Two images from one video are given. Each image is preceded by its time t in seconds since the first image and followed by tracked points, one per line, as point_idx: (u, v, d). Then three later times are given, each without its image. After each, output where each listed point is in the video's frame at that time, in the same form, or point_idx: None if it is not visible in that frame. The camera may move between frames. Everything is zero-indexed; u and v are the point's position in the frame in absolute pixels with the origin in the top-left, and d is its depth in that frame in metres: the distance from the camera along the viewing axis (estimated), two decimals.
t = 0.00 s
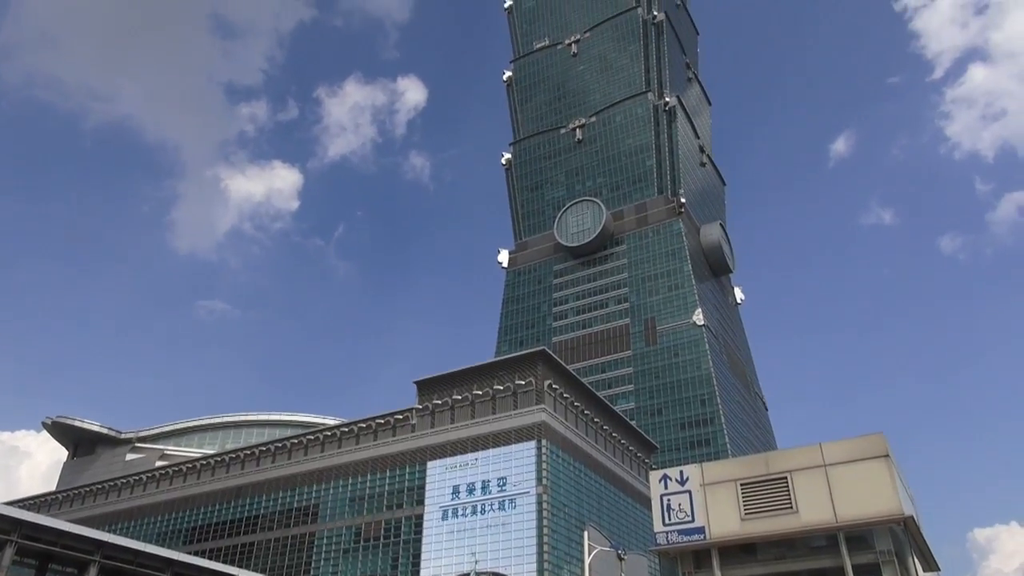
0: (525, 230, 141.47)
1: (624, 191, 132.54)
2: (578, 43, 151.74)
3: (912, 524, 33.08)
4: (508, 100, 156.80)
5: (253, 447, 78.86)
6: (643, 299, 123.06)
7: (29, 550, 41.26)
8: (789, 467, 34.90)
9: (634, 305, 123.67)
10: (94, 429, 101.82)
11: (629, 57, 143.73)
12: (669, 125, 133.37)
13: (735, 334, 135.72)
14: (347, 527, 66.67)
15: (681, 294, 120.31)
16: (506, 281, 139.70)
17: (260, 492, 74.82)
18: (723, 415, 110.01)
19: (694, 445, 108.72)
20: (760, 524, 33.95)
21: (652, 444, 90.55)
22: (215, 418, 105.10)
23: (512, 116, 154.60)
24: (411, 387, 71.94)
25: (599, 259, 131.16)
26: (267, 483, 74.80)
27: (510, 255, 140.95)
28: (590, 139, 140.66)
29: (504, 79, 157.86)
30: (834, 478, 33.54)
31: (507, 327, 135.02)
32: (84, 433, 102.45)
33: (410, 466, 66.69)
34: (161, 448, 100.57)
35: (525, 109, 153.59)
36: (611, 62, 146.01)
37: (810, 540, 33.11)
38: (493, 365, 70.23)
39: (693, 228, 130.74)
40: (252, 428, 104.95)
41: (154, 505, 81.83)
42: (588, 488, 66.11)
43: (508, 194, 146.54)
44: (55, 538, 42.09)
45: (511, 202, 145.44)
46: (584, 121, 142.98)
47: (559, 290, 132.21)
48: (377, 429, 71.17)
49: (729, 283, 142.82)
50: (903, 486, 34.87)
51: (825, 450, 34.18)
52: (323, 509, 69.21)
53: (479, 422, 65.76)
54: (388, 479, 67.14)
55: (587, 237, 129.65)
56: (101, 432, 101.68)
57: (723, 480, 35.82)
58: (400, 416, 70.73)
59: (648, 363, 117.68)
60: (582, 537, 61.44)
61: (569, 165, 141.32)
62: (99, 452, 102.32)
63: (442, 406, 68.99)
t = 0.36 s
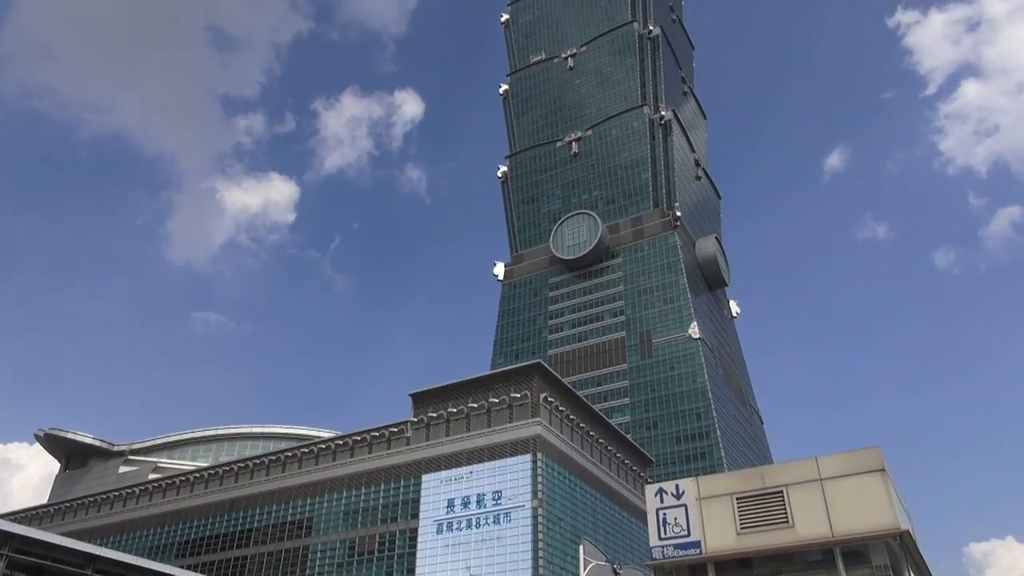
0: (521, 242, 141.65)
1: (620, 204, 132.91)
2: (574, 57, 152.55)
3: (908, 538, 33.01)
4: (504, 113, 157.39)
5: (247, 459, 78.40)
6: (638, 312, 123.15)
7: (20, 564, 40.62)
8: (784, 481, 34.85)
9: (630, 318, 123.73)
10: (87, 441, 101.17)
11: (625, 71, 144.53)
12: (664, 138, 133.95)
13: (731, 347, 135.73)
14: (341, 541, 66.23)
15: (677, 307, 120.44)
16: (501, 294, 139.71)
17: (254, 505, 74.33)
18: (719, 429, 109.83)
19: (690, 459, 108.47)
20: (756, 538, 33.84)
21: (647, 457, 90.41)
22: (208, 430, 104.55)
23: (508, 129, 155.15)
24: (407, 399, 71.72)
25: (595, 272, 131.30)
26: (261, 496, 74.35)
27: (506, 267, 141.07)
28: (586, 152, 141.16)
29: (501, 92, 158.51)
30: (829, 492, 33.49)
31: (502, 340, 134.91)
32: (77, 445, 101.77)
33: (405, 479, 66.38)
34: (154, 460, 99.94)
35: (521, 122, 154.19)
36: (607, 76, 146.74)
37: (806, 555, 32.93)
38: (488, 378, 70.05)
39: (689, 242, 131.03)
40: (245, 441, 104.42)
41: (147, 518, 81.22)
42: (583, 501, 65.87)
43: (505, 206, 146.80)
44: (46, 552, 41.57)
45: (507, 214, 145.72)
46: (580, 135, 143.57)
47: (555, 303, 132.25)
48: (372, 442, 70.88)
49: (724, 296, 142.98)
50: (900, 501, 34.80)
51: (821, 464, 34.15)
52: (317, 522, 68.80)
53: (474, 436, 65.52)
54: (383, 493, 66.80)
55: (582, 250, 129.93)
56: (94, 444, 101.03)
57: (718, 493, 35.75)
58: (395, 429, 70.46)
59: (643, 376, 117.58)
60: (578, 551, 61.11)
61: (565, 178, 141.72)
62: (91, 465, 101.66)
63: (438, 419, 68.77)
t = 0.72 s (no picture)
0: (517, 257, 141.88)
1: (615, 220, 133.31)
2: (571, 73, 153.48)
3: (904, 555, 32.96)
4: (501, 128, 158.14)
5: (240, 474, 77.98)
6: (634, 327, 123.25)
7: None
8: (779, 496, 34.83)
9: (626, 333, 123.79)
10: (80, 455, 100.57)
11: (621, 87, 145.38)
12: (660, 154, 134.59)
13: (727, 363, 135.71)
14: (334, 556, 65.78)
15: (672, 322, 120.59)
16: (497, 308, 139.73)
17: (247, 520, 73.88)
18: (715, 444, 109.61)
19: (685, 475, 108.18)
20: (752, 554, 33.74)
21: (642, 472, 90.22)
22: (202, 444, 104.03)
23: (504, 144, 155.84)
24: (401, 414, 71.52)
25: (591, 287, 131.47)
26: (254, 511, 73.91)
27: (502, 281, 141.23)
28: (582, 167, 141.74)
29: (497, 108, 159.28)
30: (825, 508, 33.46)
31: (498, 354, 134.81)
32: (69, 458, 101.17)
33: (400, 494, 66.08)
34: (147, 475, 99.37)
35: (518, 137, 154.88)
36: (603, 92, 147.57)
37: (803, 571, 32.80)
38: (484, 392, 69.89)
39: (684, 257, 131.35)
40: (240, 455, 103.94)
41: (139, 533, 80.60)
42: (579, 517, 65.56)
43: (501, 221, 147.09)
44: (36, 567, 41.13)
45: (503, 229, 146.03)
46: (576, 150, 144.22)
47: (551, 317, 132.30)
48: (367, 457, 70.57)
49: (720, 311, 143.07)
50: (896, 517, 34.74)
51: (817, 480, 34.09)
52: (311, 538, 68.37)
53: (469, 450, 65.32)
54: (377, 508, 66.48)
55: (578, 265, 130.28)
56: (86, 458, 100.45)
57: (713, 508, 35.66)
58: (390, 443, 70.20)
59: (639, 391, 117.45)
60: (573, 567, 60.75)
61: (561, 193, 142.21)
62: (84, 479, 101.00)
63: (432, 434, 68.57)
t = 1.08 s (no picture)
0: (512, 272, 141.94)
1: (611, 235, 133.63)
2: (566, 89, 154.34)
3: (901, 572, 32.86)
4: (496, 143, 158.70)
5: (233, 490, 77.40)
6: (630, 342, 123.24)
7: None
8: (776, 512, 34.71)
9: (621, 348, 123.76)
10: (71, 471, 99.79)
11: (616, 103, 146.20)
12: (655, 170, 135.17)
13: (722, 378, 135.70)
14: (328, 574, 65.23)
15: (668, 338, 120.65)
16: (492, 323, 139.59)
17: (240, 537, 73.28)
18: (710, 460, 109.36)
19: (681, 490, 107.84)
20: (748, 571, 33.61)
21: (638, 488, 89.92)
22: (195, 460, 103.36)
23: (500, 160, 156.35)
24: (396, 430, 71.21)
25: (586, 302, 131.56)
26: (248, 528, 73.32)
27: (497, 296, 141.21)
28: (577, 183, 142.23)
29: (492, 123, 159.89)
30: (822, 525, 33.38)
31: (493, 369, 134.55)
32: (61, 475, 100.34)
33: (394, 510, 65.67)
34: (139, 491, 98.61)
35: (513, 153, 155.41)
36: (598, 108, 148.35)
37: None
38: (479, 408, 69.63)
39: (679, 272, 131.62)
40: (233, 471, 103.30)
41: (130, 550, 79.85)
42: (574, 533, 65.26)
43: (496, 236, 147.25)
44: None
45: (498, 244, 146.20)
46: (572, 165, 144.75)
47: (546, 332, 132.22)
48: (361, 473, 70.13)
49: (715, 326, 143.20)
50: (893, 533, 34.64)
51: (813, 496, 34.00)
52: (304, 555, 67.82)
53: (464, 466, 65.02)
54: (371, 524, 66.06)
55: (574, 280, 130.44)
56: (78, 474, 99.67)
57: (710, 524, 35.48)
58: (385, 459, 69.83)
59: (635, 406, 117.27)
60: None
61: (556, 208, 142.58)
62: (76, 495, 100.12)
63: (427, 449, 68.23)
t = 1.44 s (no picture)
0: (509, 287, 142.01)
1: (607, 250, 133.93)
2: (562, 104, 155.17)
3: None
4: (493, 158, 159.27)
5: (228, 507, 76.89)
6: (626, 357, 123.17)
7: None
8: (774, 527, 34.61)
9: (618, 363, 123.67)
10: (65, 487, 99.05)
11: (612, 119, 146.96)
12: (651, 185, 135.68)
13: (719, 393, 135.60)
14: None
15: (664, 353, 120.63)
16: (489, 339, 139.47)
17: (234, 554, 72.74)
18: (707, 475, 109.05)
19: (678, 506, 107.40)
20: None
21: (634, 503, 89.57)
22: (190, 476, 102.75)
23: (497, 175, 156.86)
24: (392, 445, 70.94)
25: (582, 317, 131.59)
26: (242, 544, 72.79)
27: (493, 311, 141.16)
28: (574, 198, 142.66)
29: (489, 139, 160.60)
30: (820, 541, 33.30)
31: (489, 384, 134.31)
32: (54, 491, 99.58)
33: (390, 526, 65.29)
34: (133, 507, 97.93)
35: (509, 168, 155.94)
36: (594, 124, 149.08)
37: None
38: (475, 423, 69.39)
39: (676, 287, 131.80)
40: (229, 487, 102.74)
41: (123, 567, 79.20)
42: (571, 549, 64.90)
43: (493, 251, 147.39)
44: None
45: (495, 259, 146.34)
46: (568, 181, 145.24)
47: (543, 347, 132.11)
48: (357, 489, 69.75)
49: (712, 341, 143.24)
50: (890, 548, 34.57)
51: (811, 512, 33.94)
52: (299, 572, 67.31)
53: (460, 482, 64.73)
54: (367, 540, 65.68)
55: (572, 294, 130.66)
56: (72, 490, 98.95)
57: (708, 539, 35.33)
58: (381, 475, 69.48)
59: (632, 421, 117.04)
60: None
61: (553, 223, 142.89)
62: (69, 511, 99.38)
63: (423, 465, 67.92)
